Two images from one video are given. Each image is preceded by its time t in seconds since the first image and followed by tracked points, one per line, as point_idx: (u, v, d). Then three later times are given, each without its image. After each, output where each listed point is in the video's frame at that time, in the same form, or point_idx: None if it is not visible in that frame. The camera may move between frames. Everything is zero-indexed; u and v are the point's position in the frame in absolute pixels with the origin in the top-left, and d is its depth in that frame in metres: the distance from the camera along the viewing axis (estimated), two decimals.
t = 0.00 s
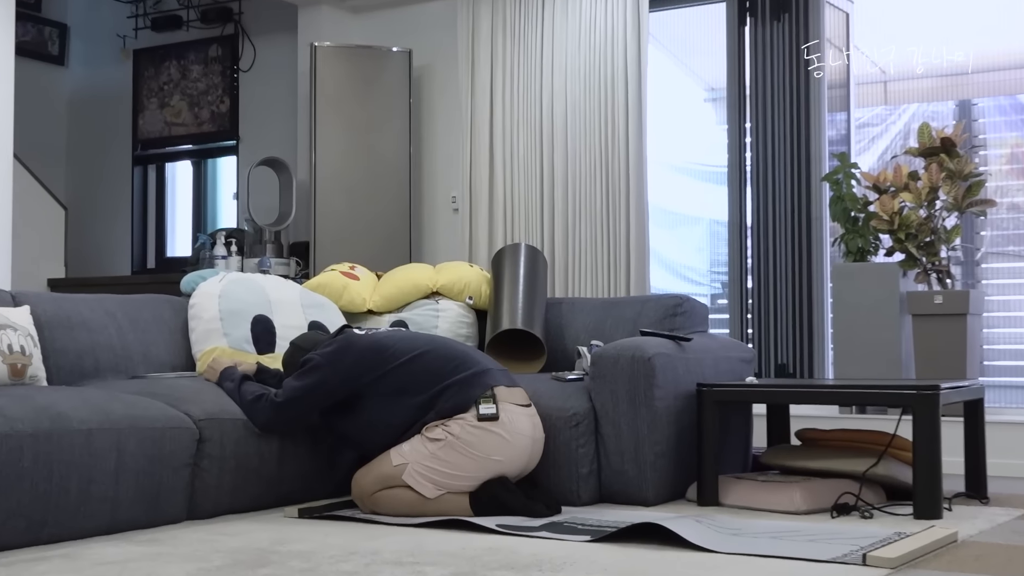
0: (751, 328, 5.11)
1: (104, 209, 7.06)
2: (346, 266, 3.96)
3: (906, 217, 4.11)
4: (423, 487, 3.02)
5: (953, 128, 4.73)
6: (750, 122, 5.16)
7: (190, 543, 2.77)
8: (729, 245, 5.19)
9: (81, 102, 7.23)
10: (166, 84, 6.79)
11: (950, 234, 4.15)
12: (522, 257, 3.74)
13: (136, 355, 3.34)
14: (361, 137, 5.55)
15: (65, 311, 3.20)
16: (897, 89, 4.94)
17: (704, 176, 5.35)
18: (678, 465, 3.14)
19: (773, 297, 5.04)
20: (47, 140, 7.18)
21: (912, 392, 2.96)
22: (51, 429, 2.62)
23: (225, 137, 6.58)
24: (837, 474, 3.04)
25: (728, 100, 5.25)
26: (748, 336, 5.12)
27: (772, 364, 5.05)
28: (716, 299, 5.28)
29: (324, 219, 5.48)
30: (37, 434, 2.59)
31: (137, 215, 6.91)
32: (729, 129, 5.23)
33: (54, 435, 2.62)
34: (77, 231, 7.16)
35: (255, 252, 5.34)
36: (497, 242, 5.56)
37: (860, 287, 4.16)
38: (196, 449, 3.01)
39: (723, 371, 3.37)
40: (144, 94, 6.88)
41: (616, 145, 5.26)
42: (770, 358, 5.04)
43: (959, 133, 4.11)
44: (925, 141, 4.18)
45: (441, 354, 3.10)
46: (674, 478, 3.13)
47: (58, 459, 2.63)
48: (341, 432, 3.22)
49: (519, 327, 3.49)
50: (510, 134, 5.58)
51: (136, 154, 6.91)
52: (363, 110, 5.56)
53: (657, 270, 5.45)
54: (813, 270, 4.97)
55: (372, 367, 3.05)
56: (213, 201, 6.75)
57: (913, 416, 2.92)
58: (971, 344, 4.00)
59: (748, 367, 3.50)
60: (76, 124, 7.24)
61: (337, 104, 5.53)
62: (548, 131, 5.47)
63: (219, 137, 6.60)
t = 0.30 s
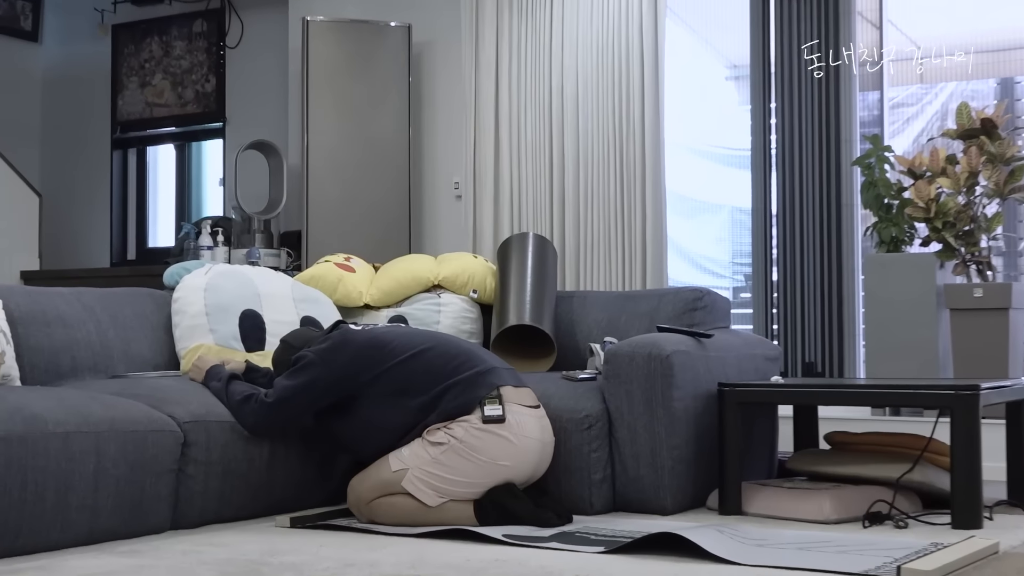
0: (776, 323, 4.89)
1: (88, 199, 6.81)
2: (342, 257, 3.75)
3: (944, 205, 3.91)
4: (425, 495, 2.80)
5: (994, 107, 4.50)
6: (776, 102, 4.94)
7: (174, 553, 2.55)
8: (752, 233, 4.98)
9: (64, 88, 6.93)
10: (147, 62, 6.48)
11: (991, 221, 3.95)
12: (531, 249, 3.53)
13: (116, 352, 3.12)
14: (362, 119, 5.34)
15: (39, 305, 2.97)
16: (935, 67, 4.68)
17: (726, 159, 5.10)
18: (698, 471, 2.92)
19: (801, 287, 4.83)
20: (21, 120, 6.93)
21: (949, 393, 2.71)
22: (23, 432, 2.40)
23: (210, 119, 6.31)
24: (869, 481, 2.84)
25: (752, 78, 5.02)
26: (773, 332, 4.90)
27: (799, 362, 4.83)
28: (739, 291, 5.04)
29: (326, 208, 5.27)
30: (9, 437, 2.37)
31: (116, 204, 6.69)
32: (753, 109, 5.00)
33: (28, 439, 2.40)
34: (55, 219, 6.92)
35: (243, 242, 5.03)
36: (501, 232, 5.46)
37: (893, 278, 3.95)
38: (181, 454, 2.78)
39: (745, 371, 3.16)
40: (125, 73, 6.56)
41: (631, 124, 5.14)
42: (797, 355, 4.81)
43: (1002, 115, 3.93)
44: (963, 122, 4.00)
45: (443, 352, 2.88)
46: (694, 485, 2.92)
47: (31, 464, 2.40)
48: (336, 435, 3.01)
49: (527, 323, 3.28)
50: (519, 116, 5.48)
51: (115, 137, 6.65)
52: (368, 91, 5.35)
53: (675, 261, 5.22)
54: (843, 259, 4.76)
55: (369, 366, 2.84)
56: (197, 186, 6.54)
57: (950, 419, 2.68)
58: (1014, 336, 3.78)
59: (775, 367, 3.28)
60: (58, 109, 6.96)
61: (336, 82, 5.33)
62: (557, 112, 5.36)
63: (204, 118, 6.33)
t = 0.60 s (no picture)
0: (812, 316, 4.64)
1: (71, 186, 6.41)
2: (344, 244, 3.54)
3: (993, 186, 3.48)
4: (434, 500, 2.60)
5: None
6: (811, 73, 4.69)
7: (164, 563, 2.35)
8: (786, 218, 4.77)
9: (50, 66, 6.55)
10: (135, 36, 6.07)
11: None
12: (547, 234, 3.34)
13: (102, 347, 2.92)
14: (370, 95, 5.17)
15: (21, 296, 2.77)
16: (981, 38, 4.50)
17: (754, 140, 4.93)
18: (727, 474, 2.72)
19: (837, 275, 4.60)
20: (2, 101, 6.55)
21: (997, 390, 2.49)
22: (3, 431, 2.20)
23: (203, 97, 5.86)
24: (911, 484, 2.63)
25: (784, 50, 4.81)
26: (808, 325, 4.65)
27: (835, 357, 4.55)
28: (771, 280, 4.85)
29: (334, 193, 4.99)
30: None
31: (102, 194, 6.25)
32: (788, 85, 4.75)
33: (7, 438, 2.21)
34: (37, 208, 6.52)
35: (236, 228, 4.69)
36: (516, 218, 5.30)
37: (940, 269, 3.58)
38: (173, 457, 2.58)
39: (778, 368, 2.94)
40: (110, 48, 6.14)
41: (655, 100, 4.94)
42: (834, 349, 4.55)
43: None
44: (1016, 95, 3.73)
45: (453, 347, 2.68)
46: (724, 489, 2.72)
47: (10, 466, 2.20)
48: (339, 436, 2.81)
49: (542, 315, 3.08)
50: (534, 95, 5.29)
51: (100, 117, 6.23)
52: (377, 74, 5.19)
53: (704, 249, 5.03)
54: (882, 244, 4.54)
55: (373, 362, 2.64)
56: (189, 170, 6.06)
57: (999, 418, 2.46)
58: None
59: (809, 362, 3.07)
60: (42, 91, 6.57)
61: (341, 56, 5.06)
62: (577, 89, 5.16)
63: (196, 96, 5.87)
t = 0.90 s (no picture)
0: (860, 308, 4.41)
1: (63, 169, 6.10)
2: (355, 231, 3.34)
3: None
4: (453, 506, 2.41)
5: None
6: (857, 45, 4.49)
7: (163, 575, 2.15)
8: (832, 202, 4.53)
9: (36, 40, 6.18)
10: (130, 8, 5.72)
11: None
12: (573, 220, 3.17)
13: (96, 343, 2.72)
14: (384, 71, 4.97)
15: (9, 286, 2.58)
16: None
17: (799, 119, 4.68)
18: (768, 479, 2.53)
19: (889, 263, 4.38)
20: None
21: None
22: None
23: (202, 73, 5.52)
24: (967, 489, 2.45)
25: (830, 20, 4.58)
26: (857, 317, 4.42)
27: (886, 351, 4.36)
28: (815, 269, 4.58)
29: (346, 174, 4.76)
30: None
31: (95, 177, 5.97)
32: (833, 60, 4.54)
33: None
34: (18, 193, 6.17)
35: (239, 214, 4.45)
36: (540, 202, 5.07)
37: (998, 257, 3.51)
38: (172, 460, 2.39)
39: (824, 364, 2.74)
40: (103, 20, 5.81)
41: (688, 73, 4.73)
42: (884, 344, 4.35)
43: None
44: None
45: (473, 341, 2.49)
46: (765, 494, 2.52)
47: None
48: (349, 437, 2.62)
49: (569, 306, 2.92)
50: (559, 71, 5.04)
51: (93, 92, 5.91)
52: (388, 44, 4.98)
53: (742, 236, 4.78)
54: (937, 228, 4.32)
55: (387, 358, 2.45)
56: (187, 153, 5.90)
57: None
58: None
59: (856, 358, 2.87)
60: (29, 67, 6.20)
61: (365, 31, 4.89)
62: (605, 65, 4.93)
63: (193, 72, 5.54)
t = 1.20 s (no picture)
0: (914, 300, 3.88)
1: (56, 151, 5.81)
2: (371, 217, 3.19)
3: None
4: (476, 512, 2.24)
5: None
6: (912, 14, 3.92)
7: None
8: (884, 184, 3.97)
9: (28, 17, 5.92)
10: None
11: None
12: (605, 204, 2.99)
13: (93, 336, 2.55)
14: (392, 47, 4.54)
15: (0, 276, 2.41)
16: None
17: (850, 94, 4.11)
18: (815, 483, 2.36)
19: (945, 252, 3.83)
20: None
21: None
22: None
23: (204, 47, 5.26)
24: None
25: None
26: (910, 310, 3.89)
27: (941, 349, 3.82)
28: (866, 259, 4.02)
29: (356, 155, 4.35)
30: None
31: (89, 157, 5.73)
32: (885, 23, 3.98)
33: None
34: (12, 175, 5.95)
35: (247, 198, 4.24)
36: (568, 184, 4.57)
37: None
38: (175, 462, 2.22)
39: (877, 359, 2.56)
40: None
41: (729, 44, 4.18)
42: (940, 337, 3.81)
43: None
44: None
45: (498, 335, 2.31)
46: (812, 500, 2.35)
47: None
48: (364, 438, 2.45)
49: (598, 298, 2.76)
50: (588, 43, 4.52)
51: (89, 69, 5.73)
52: (390, 10, 4.52)
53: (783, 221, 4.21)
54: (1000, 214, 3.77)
55: (405, 352, 2.28)
56: (189, 130, 5.51)
57: None
58: None
59: (910, 353, 2.69)
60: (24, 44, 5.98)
61: None
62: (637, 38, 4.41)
63: (194, 46, 5.29)
